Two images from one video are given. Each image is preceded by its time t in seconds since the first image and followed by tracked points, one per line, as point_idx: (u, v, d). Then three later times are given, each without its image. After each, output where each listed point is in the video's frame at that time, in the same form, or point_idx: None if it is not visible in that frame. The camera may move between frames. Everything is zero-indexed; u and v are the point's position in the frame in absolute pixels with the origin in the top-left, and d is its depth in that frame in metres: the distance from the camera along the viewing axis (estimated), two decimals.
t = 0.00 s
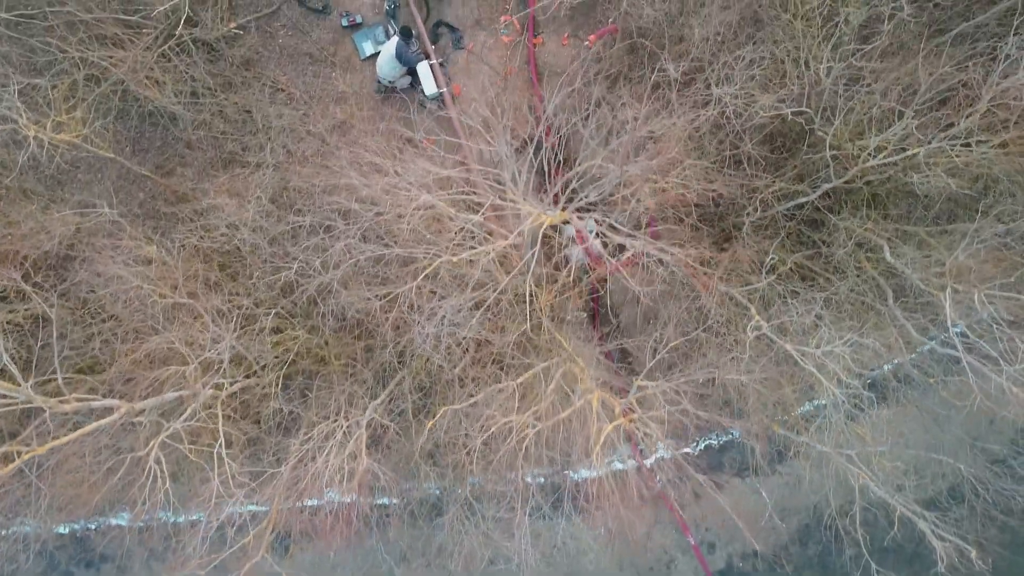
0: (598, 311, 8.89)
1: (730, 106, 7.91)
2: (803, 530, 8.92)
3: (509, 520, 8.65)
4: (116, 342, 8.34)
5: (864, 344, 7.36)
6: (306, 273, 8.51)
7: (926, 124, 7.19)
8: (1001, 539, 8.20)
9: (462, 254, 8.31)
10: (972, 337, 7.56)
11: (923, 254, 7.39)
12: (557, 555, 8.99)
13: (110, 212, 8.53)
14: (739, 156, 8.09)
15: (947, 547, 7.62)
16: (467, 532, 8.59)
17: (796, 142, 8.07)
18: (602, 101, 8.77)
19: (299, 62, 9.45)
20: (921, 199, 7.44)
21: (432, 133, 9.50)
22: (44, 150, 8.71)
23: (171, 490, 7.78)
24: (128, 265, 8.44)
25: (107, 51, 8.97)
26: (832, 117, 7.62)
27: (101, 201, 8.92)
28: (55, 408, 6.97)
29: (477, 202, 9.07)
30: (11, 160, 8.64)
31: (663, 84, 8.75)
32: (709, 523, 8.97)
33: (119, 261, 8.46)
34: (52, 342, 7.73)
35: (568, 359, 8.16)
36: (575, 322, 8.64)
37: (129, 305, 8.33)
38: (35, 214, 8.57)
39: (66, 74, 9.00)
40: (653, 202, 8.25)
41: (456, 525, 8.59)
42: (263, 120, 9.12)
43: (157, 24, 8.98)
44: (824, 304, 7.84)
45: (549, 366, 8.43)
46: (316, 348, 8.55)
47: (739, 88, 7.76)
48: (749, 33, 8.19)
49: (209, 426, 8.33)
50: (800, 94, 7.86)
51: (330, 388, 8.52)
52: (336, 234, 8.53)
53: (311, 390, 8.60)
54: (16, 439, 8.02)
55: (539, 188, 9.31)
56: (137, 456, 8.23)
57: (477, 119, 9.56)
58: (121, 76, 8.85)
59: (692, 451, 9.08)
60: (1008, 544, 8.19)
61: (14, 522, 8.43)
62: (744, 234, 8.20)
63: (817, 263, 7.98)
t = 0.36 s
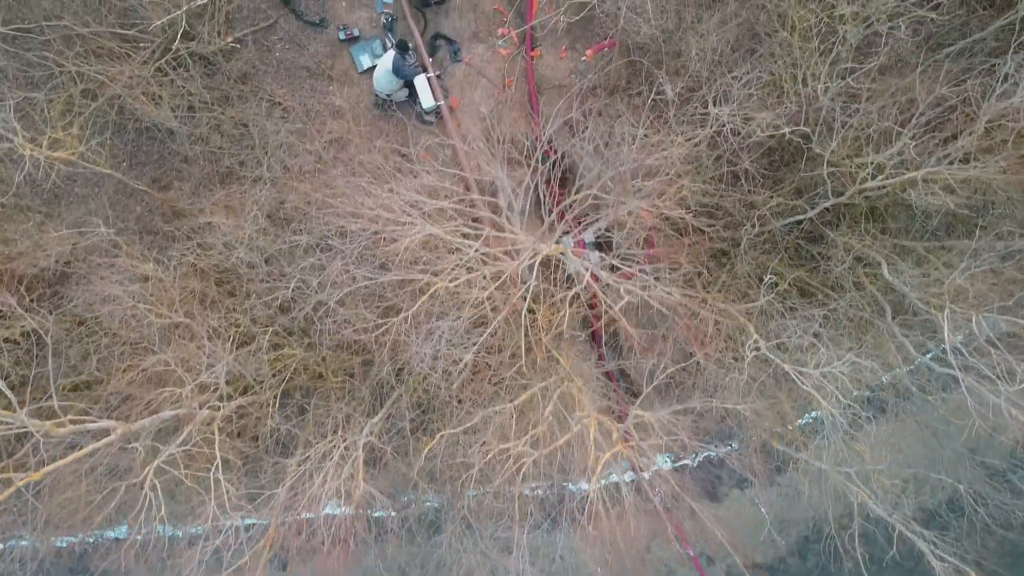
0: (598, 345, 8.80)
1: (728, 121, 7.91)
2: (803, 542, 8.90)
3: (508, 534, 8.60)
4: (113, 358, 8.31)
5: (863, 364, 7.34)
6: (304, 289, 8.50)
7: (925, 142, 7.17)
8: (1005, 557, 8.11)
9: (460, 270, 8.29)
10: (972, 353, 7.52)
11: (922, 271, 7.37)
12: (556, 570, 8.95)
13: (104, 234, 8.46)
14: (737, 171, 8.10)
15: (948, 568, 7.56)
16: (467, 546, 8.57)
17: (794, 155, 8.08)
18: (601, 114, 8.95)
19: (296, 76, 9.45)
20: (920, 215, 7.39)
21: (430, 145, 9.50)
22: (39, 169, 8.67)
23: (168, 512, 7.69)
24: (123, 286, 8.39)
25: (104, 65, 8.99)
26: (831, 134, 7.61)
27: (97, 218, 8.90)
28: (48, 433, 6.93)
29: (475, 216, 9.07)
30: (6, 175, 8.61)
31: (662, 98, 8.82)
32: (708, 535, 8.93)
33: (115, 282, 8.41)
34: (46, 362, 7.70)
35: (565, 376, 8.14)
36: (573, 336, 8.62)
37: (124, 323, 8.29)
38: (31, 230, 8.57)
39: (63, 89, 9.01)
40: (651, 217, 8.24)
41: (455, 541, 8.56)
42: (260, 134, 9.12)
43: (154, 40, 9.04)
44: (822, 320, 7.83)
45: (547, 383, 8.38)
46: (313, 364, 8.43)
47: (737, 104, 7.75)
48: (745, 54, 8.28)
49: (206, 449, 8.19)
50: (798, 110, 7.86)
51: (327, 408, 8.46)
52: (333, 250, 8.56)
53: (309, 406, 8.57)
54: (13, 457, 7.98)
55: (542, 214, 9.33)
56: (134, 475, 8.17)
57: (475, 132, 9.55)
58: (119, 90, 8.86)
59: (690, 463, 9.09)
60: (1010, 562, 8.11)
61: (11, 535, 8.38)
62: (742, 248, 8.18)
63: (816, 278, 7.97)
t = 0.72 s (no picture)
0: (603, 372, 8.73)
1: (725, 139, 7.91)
2: (801, 553, 8.93)
3: (506, 549, 8.64)
4: (110, 375, 8.32)
5: (861, 386, 7.32)
6: (303, 305, 8.54)
7: (923, 161, 7.14)
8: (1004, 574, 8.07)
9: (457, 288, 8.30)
10: (970, 372, 7.49)
11: (921, 289, 7.34)
12: None
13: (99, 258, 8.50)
14: (734, 184, 8.16)
15: None
16: (465, 561, 8.68)
17: (790, 167, 8.16)
18: (600, 126, 9.20)
19: (293, 90, 9.45)
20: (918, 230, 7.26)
21: (428, 159, 9.51)
22: (36, 189, 8.70)
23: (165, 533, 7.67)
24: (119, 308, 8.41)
25: (101, 80, 8.99)
26: (828, 152, 7.60)
27: (93, 237, 8.91)
28: (44, 456, 6.96)
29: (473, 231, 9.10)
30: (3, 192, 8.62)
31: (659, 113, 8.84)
32: (709, 547, 8.89)
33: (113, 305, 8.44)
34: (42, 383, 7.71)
35: (563, 395, 8.14)
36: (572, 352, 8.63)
37: (121, 342, 8.34)
38: (28, 248, 8.57)
39: (59, 104, 9.00)
40: (649, 234, 8.24)
41: (453, 554, 8.63)
42: (258, 149, 9.14)
43: (151, 54, 9.04)
44: (820, 338, 7.83)
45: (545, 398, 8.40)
46: (311, 381, 8.44)
47: (734, 122, 7.73)
48: (743, 72, 8.37)
49: (204, 468, 8.18)
50: (795, 127, 7.86)
51: (325, 424, 8.49)
52: (332, 267, 8.58)
53: (306, 423, 8.55)
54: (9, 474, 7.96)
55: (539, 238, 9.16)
56: (132, 492, 8.16)
57: (472, 146, 9.54)
58: (116, 106, 8.86)
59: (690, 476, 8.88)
60: None
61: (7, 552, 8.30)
62: (740, 262, 8.21)
63: (814, 294, 7.97)
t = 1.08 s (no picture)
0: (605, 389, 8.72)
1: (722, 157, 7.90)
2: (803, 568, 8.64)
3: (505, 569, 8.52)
4: (107, 393, 8.30)
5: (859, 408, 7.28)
6: (301, 323, 8.55)
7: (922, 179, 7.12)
8: None
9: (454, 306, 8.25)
10: (969, 390, 7.44)
11: (920, 308, 7.30)
12: None
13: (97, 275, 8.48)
14: (732, 201, 8.14)
15: None
16: None
17: (788, 183, 8.12)
18: (598, 141, 9.32)
19: (291, 104, 9.43)
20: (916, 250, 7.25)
21: (426, 173, 9.51)
22: (33, 208, 8.70)
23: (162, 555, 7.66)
24: (116, 327, 8.39)
25: (98, 96, 8.98)
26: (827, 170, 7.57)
27: (91, 253, 8.90)
28: (41, 481, 6.96)
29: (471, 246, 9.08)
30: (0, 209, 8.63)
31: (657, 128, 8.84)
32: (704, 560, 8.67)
33: (111, 323, 8.44)
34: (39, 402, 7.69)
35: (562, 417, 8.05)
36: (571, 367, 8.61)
37: (118, 359, 8.29)
38: (25, 266, 8.56)
39: (57, 120, 9.01)
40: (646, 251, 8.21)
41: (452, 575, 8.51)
42: (257, 165, 9.16)
43: (148, 69, 9.03)
44: (819, 356, 7.80)
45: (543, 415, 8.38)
46: (308, 398, 8.39)
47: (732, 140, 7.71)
48: (741, 88, 8.40)
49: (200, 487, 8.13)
50: (794, 143, 7.85)
51: (322, 444, 8.42)
52: (329, 285, 8.59)
53: (303, 441, 8.50)
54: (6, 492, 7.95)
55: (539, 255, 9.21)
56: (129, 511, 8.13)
57: (470, 160, 9.53)
58: (112, 121, 8.85)
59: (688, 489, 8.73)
60: None
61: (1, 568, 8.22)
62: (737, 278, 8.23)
63: (814, 311, 7.94)
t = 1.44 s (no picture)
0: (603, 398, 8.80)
1: (720, 175, 7.88)
2: None
3: None
4: (105, 410, 8.29)
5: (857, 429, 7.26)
6: (299, 340, 8.54)
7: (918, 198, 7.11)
8: None
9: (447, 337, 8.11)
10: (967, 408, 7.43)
11: (918, 326, 7.29)
12: None
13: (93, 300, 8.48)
14: (729, 218, 8.12)
15: None
16: None
17: (786, 200, 8.11)
18: (595, 155, 9.37)
19: (288, 119, 9.44)
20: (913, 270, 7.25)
21: (424, 187, 9.50)
22: (30, 225, 8.69)
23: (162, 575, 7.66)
24: (114, 345, 8.38)
25: (96, 112, 8.98)
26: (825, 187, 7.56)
27: (88, 270, 8.90)
28: (38, 505, 6.94)
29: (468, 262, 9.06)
30: None
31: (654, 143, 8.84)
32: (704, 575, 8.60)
33: (109, 341, 8.44)
34: (36, 422, 7.67)
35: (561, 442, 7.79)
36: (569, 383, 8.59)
37: (116, 375, 8.29)
38: (23, 284, 8.57)
39: (55, 135, 9.02)
40: (644, 268, 8.19)
41: None
42: (255, 181, 9.17)
43: (146, 85, 9.03)
44: (817, 373, 7.79)
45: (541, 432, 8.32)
46: (306, 416, 8.37)
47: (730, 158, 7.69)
48: (739, 104, 8.39)
49: (198, 505, 8.11)
50: (792, 160, 7.84)
51: (320, 462, 8.39)
52: (327, 301, 8.59)
53: (301, 458, 8.48)
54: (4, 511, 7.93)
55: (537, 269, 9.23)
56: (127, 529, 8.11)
57: (468, 174, 9.52)
58: (110, 137, 8.87)
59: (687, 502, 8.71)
60: None
61: None
62: (734, 294, 8.21)
63: (812, 327, 7.93)
